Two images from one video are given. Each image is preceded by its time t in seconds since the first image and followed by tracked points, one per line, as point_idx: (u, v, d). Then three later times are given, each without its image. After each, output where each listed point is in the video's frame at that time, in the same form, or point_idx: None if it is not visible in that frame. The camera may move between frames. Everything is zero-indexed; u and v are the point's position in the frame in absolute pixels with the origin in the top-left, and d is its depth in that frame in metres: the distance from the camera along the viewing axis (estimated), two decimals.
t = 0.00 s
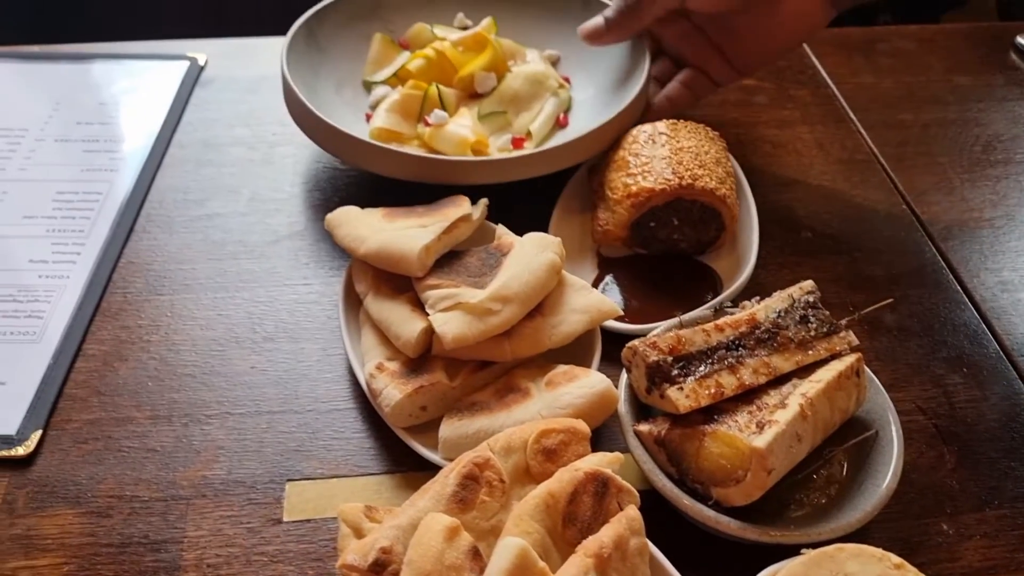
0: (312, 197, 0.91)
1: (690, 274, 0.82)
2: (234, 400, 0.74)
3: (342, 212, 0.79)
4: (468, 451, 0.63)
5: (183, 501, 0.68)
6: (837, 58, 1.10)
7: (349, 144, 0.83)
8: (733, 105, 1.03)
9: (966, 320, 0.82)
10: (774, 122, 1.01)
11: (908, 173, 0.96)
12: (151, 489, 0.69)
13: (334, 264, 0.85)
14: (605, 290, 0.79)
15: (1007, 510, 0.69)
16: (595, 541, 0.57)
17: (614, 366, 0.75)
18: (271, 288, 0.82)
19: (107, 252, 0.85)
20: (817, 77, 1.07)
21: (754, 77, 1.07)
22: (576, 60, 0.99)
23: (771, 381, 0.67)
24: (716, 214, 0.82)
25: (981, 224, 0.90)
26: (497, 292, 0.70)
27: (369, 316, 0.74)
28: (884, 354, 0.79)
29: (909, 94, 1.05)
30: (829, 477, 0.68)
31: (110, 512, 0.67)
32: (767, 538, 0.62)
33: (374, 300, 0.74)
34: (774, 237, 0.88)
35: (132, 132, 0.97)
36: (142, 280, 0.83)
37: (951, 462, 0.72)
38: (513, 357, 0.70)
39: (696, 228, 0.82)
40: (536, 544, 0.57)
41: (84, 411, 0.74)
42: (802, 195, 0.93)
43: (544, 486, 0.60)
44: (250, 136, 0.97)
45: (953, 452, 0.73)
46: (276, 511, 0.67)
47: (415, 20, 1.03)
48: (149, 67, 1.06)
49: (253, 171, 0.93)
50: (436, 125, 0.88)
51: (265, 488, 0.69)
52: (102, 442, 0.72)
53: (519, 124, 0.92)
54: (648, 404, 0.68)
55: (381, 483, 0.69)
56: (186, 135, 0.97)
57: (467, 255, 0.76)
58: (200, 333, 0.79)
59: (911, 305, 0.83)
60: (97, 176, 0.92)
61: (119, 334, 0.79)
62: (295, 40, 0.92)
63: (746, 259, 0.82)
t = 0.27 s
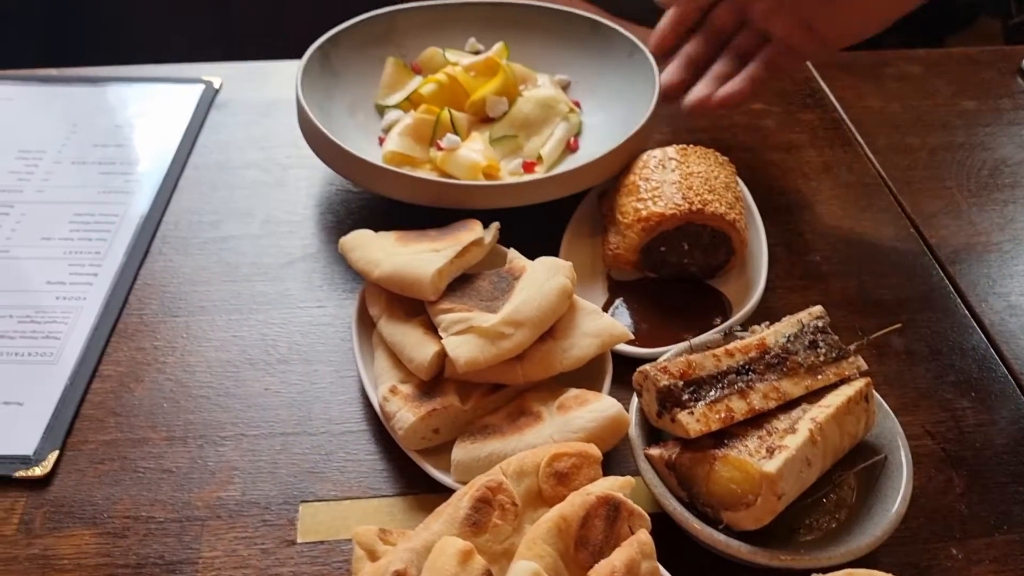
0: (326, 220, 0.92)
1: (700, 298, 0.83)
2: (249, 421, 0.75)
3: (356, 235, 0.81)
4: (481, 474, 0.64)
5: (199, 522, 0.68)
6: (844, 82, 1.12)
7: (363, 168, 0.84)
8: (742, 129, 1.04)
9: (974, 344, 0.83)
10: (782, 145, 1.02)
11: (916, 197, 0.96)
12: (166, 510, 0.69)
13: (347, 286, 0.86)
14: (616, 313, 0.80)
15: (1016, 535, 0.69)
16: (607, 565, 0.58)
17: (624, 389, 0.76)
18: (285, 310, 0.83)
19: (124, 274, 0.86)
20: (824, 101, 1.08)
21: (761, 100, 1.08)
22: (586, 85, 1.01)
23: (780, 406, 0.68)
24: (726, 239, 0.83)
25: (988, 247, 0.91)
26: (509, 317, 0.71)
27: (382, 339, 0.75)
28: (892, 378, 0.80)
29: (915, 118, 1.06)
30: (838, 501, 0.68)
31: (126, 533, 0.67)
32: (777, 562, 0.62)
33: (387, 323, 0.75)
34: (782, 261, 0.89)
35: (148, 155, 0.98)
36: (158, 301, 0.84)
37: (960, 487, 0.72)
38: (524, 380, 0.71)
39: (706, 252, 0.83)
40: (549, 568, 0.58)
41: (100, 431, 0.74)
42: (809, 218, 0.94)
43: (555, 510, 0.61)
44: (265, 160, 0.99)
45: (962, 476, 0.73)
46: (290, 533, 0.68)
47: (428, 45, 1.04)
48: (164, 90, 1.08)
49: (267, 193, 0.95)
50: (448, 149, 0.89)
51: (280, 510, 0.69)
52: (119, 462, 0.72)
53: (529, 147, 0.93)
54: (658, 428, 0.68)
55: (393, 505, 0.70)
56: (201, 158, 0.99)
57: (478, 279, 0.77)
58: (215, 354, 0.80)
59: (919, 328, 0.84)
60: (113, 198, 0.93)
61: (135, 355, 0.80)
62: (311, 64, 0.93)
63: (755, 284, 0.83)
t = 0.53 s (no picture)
0: (334, 241, 0.92)
1: (708, 320, 0.83)
2: (257, 443, 0.75)
3: (366, 257, 0.81)
4: (490, 499, 0.64)
5: (206, 545, 0.67)
6: (851, 104, 1.12)
7: (372, 190, 0.84)
8: (750, 150, 1.04)
9: (985, 368, 0.82)
10: (790, 167, 1.02)
11: (925, 220, 0.96)
12: (174, 532, 0.68)
13: (356, 308, 0.86)
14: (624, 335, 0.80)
15: None
16: None
17: (634, 414, 0.76)
18: (294, 332, 0.83)
19: (133, 295, 0.86)
20: (831, 123, 1.08)
21: (769, 122, 1.08)
22: (594, 107, 1.01)
23: (790, 431, 0.68)
24: (735, 262, 0.83)
25: (998, 270, 0.91)
26: (518, 340, 0.71)
27: (391, 362, 0.75)
28: (902, 403, 0.79)
29: (923, 141, 1.06)
30: (849, 527, 0.68)
31: (133, 556, 0.67)
32: None
33: (396, 346, 0.75)
34: (791, 283, 0.89)
35: (158, 176, 0.99)
36: (167, 322, 0.84)
37: (973, 513, 0.71)
38: (533, 404, 0.71)
39: (715, 275, 0.84)
40: None
41: (109, 453, 0.74)
42: (818, 241, 0.93)
43: (564, 536, 0.61)
44: (274, 181, 0.99)
45: (975, 502, 0.72)
46: (298, 556, 0.67)
47: (437, 67, 1.05)
48: (175, 111, 1.08)
49: (277, 214, 0.95)
50: (457, 171, 0.89)
51: (287, 533, 0.68)
52: (126, 484, 0.72)
53: (538, 169, 0.93)
54: (668, 453, 0.68)
55: (402, 529, 0.69)
56: (212, 178, 0.99)
57: (487, 301, 0.77)
58: (223, 376, 0.80)
59: (930, 351, 0.83)
60: (124, 219, 0.93)
61: (144, 377, 0.80)
62: (321, 86, 0.94)
63: (764, 306, 0.83)
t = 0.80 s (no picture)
0: (340, 262, 0.93)
1: (712, 343, 0.83)
2: (261, 465, 0.75)
3: (372, 279, 0.81)
4: (495, 523, 0.64)
5: (210, 567, 0.67)
6: (855, 126, 1.13)
7: (379, 212, 0.84)
8: (754, 172, 1.04)
9: (990, 391, 0.82)
10: (794, 190, 1.02)
11: (929, 242, 0.96)
12: (178, 554, 0.68)
13: (361, 329, 0.86)
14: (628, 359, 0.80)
15: None
16: None
17: (638, 437, 0.76)
18: (300, 353, 0.84)
19: (140, 315, 0.87)
20: (835, 146, 1.09)
21: (773, 143, 1.09)
22: (599, 129, 1.02)
23: (794, 456, 0.68)
24: (739, 285, 0.83)
25: (1003, 293, 0.91)
26: (523, 363, 0.71)
27: (396, 384, 0.75)
28: (907, 427, 0.79)
29: (927, 164, 1.07)
30: (854, 553, 0.67)
31: None
32: None
33: (401, 368, 0.75)
34: (795, 306, 0.89)
35: (166, 196, 1.00)
36: (173, 343, 0.85)
37: (979, 538, 0.71)
38: (538, 427, 0.71)
39: (720, 298, 0.83)
40: None
41: (114, 474, 0.74)
42: (822, 263, 0.94)
43: (568, 561, 0.61)
44: (281, 202, 1.00)
45: (981, 527, 0.71)
46: None
47: (443, 89, 1.06)
48: (184, 132, 1.09)
49: (283, 235, 0.96)
50: (463, 193, 0.90)
51: (291, 555, 0.68)
52: (131, 505, 0.71)
53: (543, 191, 0.94)
54: (672, 477, 0.68)
55: (405, 552, 0.69)
56: (219, 199, 1.00)
57: (492, 324, 0.78)
58: (228, 397, 0.80)
59: (934, 375, 0.83)
60: (131, 239, 0.94)
61: (149, 398, 0.80)
62: (328, 108, 0.95)
63: (769, 330, 0.83)
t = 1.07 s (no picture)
0: (342, 289, 0.93)
1: (714, 371, 0.82)
2: (261, 493, 0.74)
3: (373, 306, 0.81)
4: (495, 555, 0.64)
5: None
6: (858, 153, 1.13)
7: (381, 238, 0.85)
8: (756, 199, 1.04)
9: (993, 421, 0.81)
10: (796, 217, 1.02)
11: (932, 270, 0.96)
12: None
13: (363, 356, 0.86)
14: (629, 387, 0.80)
15: None
16: None
17: (639, 467, 0.75)
18: (301, 380, 0.84)
19: (142, 341, 0.87)
20: (838, 172, 1.09)
21: (775, 169, 1.09)
22: (602, 155, 1.02)
23: (795, 488, 0.67)
24: (740, 313, 0.83)
25: (1006, 322, 0.91)
26: (524, 393, 0.71)
27: (397, 412, 0.75)
28: (910, 458, 0.78)
29: (930, 190, 1.07)
30: None
31: None
32: None
33: (402, 396, 0.75)
34: (797, 334, 0.89)
35: (170, 221, 1.00)
36: (174, 370, 0.85)
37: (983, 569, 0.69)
38: (538, 457, 0.71)
39: (721, 327, 0.83)
40: None
41: (113, 502, 0.74)
42: (824, 291, 0.93)
43: None
44: (284, 227, 1.01)
45: (986, 560, 0.70)
46: None
47: (447, 114, 1.06)
48: (189, 156, 1.10)
49: (286, 261, 0.96)
50: (465, 220, 0.90)
51: None
52: (129, 534, 0.71)
53: (545, 218, 0.94)
54: (673, 508, 0.67)
55: None
56: (223, 223, 1.01)
57: (493, 352, 0.78)
58: (229, 425, 0.80)
59: (937, 405, 0.83)
60: (134, 264, 0.94)
61: (150, 425, 0.80)
62: (331, 134, 0.95)
63: (770, 358, 0.83)
